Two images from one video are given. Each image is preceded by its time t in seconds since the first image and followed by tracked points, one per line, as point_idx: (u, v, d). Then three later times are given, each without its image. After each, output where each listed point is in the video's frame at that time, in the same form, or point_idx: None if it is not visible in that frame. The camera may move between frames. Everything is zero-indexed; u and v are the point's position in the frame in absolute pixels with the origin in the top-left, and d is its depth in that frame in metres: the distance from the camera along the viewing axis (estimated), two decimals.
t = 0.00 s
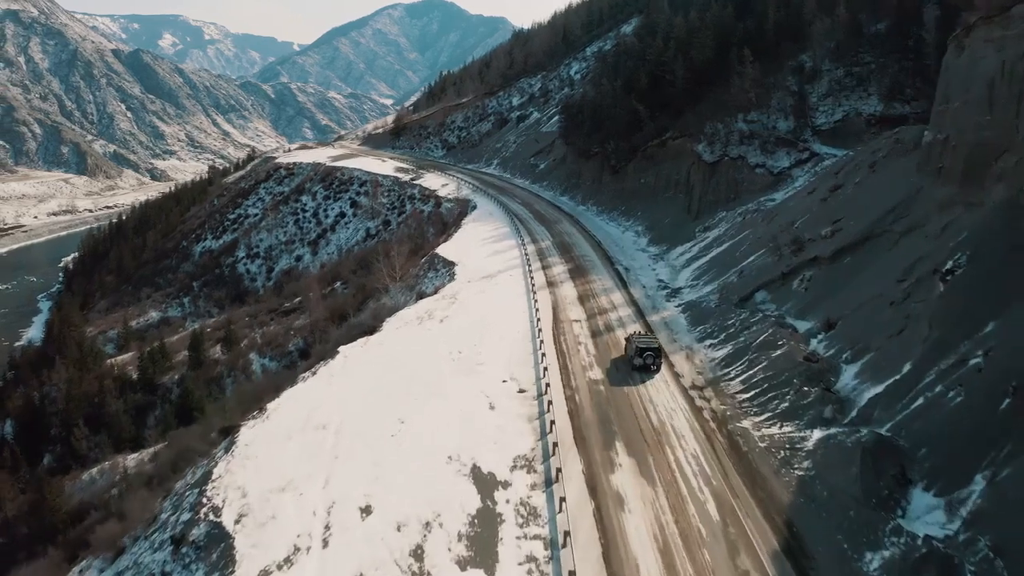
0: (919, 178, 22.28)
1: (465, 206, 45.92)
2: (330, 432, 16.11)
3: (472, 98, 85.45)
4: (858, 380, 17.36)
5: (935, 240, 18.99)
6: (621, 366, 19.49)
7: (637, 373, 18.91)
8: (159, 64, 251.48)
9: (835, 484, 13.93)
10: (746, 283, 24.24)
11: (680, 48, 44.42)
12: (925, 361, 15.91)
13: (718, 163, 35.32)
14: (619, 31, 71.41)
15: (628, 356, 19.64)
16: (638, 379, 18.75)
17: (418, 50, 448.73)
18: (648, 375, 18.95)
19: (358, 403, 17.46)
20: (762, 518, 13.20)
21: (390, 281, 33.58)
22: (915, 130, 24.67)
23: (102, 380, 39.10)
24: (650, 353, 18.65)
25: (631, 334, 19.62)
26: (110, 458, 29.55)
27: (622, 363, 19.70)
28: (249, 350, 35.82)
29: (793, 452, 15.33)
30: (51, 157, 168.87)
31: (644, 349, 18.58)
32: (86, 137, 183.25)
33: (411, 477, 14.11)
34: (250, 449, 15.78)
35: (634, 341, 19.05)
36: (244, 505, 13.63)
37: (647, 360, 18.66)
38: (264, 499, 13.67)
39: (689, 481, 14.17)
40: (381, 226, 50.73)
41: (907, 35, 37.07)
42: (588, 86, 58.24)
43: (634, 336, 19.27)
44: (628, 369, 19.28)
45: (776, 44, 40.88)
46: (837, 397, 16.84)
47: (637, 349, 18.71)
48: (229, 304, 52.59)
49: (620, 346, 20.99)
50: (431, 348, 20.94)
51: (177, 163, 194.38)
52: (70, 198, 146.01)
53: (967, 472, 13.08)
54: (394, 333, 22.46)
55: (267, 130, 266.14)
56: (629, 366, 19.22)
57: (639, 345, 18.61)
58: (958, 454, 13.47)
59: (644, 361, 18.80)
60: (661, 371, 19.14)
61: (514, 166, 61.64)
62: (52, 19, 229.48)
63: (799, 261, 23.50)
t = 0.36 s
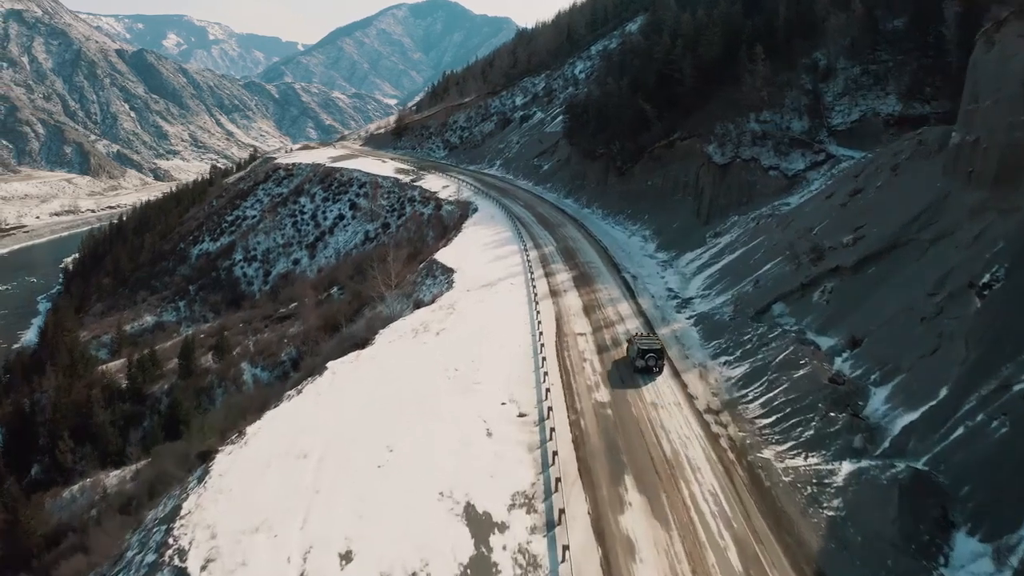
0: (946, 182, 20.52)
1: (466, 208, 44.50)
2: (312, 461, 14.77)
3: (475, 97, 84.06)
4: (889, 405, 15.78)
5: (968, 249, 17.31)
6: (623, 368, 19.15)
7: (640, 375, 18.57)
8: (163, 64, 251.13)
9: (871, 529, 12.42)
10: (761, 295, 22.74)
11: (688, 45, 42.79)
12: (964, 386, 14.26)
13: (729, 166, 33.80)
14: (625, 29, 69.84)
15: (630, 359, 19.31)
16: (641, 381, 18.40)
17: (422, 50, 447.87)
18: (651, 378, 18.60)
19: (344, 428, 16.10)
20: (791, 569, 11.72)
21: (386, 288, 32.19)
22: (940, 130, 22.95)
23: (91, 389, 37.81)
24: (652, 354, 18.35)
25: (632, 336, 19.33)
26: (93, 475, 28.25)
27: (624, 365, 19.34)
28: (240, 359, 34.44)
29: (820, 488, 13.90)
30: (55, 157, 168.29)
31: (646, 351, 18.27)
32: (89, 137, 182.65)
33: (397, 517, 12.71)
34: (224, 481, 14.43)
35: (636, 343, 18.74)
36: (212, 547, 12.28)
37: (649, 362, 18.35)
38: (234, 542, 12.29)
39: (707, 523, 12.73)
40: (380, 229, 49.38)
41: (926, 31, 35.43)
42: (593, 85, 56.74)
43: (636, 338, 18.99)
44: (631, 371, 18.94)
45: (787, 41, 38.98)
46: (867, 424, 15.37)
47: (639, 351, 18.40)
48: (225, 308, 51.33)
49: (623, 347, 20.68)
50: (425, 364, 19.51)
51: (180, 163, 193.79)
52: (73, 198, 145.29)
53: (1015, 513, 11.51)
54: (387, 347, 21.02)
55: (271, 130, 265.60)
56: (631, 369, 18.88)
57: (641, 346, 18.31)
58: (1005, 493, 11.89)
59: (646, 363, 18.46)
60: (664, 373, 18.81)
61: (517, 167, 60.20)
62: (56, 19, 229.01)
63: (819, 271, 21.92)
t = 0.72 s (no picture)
0: (981, 189, 18.81)
1: (467, 212, 42.98)
2: (288, 501, 13.27)
3: (478, 97, 82.61)
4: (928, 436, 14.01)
5: (1010, 262, 15.64)
6: (625, 369, 18.94)
7: (641, 377, 18.30)
8: (167, 64, 250.71)
9: None
10: (780, 310, 21.12)
11: (698, 43, 41.15)
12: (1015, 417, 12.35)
13: (743, 169, 32.15)
14: (631, 27, 68.21)
15: (631, 361, 19.08)
16: (642, 384, 18.10)
17: (427, 50, 447.00)
18: (653, 380, 18.34)
19: (326, 461, 14.60)
20: None
21: (383, 296, 30.71)
22: (971, 131, 21.29)
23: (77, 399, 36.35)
24: (655, 356, 18.08)
25: (634, 338, 19.12)
26: (73, 495, 26.78)
27: (626, 367, 19.07)
28: (231, 369, 32.98)
29: (858, 537, 12.26)
30: (58, 157, 167.48)
31: (648, 353, 18.04)
32: (93, 137, 181.85)
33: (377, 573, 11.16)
34: (190, 523, 12.96)
35: (639, 345, 18.49)
36: None
37: (652, 364, 18.10)
38: None
39: None
40: (379, 232, 47.94)
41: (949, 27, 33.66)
42: (599, 84, 55.13)
43: (638, 340, 18.77)
44: (633, 373, 18.70)
45: (802, 37, 36.94)
46: (904, 457, 13.69)
47: (642, 353, 18.17)
48: (220, 314, 49.88)
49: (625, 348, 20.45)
50: (418, 386, 17.96)
51: (184, 163, 193.02)
52: (76, 199, 144.34)
53: None
54: (377, 364, 19.46)
55: (276, 130, 264.93)
56: (633, 370, 18.63)
57: (644, 348, 18.07)
58: None
59: (648, 365, 18.21)
60: (666, 376, 18.55)
61: (520, 168, 58.68)
62: (60, 19, 228.40)
63: (845, 284, 20.26)
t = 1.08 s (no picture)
0: (1020, 197, 17.26)
1: (468, 215, 41.49)
2: (257, 549, 11.80)
3: (481, 97, 81.14)
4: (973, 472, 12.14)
5: None
6: (628, 371, 18.50)
7: (644, 379, 17.81)
8: (172, 64, 250.41)
9: None
10: (804, 328, 19.43)
11: (708, 40, 39.52)
12: None
13: (757, 172, 30.50)
14: (638, 25, 66.58)
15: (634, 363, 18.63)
16: (645, 387, 17.62)
17: (432, 50, 445.93)
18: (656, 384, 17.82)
19: (304, 500, 13.16)
20: None
21: (378, 306, 29.16)
22: (1006, 133, 19.74)
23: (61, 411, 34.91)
24: (657, 358, 17.61)
25: (637, 339, 18.68)
26: (49, 518, 25.33)
27: (628, 370, 18.57)
28: (220, 381, 31.49)
29: None
30: (61, 158, 166.75)
31: (651, 354, 17.58)
32: (96, 137, 181.15)
33: None
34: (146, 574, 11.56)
35: (641, 346, 18.06)
36: None
37: (655, 366, 17.59)
38: None
39: None
40: (378, 236, 46.49)
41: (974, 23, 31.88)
42: (605, 83, 53.53)
43: (641, 341, 18.34)
44: (636, 375, 18.23)
45: (817, 34, 35.18)
46: (948, 498, 11.95)
47: (645, 354, 17.74)
48: (214, 320, 48.50)
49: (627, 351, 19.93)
50: (408, 411, 16.49)
51: (188, 164, 192.30)
52: (79, 199, 143.34)
53: None
54: (366, 385, 18.03)
55: (280, 130, 264.27)
56: (635, 373, 18.12)
57: (647, 349, 17.61)
58: None
59: (651, 367, 17.70)
60: (670, 378, 18.05)
61: (524, 170, 57.13)
62: (65, 19, 227.96)
63: (874, 299, 18.59)
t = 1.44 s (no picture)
0: None
1: (469, 219, 40.03)
2: None
3: (485, 97, 79.68)
4: None
5: None
6: (631, 374, 18.20)
7: (646, 382, 17.48)
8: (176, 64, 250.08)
9: None
10: (832, 348, 17.73)
11: (719, 37, 37.90)
12: None
13: (773, 177, 28.88)
14: (645, 23, 64.96)
15: (637, 366, 18.30)
16: (648, 390, 17.30)
17: (436, 50, 444.94)
18: (658, 386, 17.51)
19: (274, 549, 11.65)
20: None
21: (372, 315, 27.65)
22: None
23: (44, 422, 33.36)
24: (660, 360, 17.25)
25: (640, 341, 18.36)
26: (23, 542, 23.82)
27: (631, 372, 18.27)
28: (209, 394, 30.06)
29: None
30: (65, 157, 165.96)
31: (654, 356, 17.22)
32: (100, 137, 180.45)
33: None
34: None
35: (644, 348, 17.72)
36: None
37: (658, 368, 17.24)
38: None
39: None
40: (376, 240, 45.04)
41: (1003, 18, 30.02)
42: (611, 82, 51.95)
43: (644, 343, 18.02)
44: (638, 377, 17.93)
45: (834, 30, 33.43)
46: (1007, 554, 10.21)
47: (647, 356, 17.38)
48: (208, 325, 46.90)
49: (630, 354, 19.62)
50: (397, 443, 14.97)
51: (191, 163, 191.59)
52: (82, 199, 142.61)
53: None
54: (353, 411, 16.53)
55: (284, 130, 263.61)
56: (638, 376, 17.81)
57: (649, 351, 17.26)
58: None
59: (653, 370, 17.35)
60: (673, 381, 17.72)
61: (527, 172, 55.65)
62: (69, 19, 227.61)
63: (907, 318, 16.89)
